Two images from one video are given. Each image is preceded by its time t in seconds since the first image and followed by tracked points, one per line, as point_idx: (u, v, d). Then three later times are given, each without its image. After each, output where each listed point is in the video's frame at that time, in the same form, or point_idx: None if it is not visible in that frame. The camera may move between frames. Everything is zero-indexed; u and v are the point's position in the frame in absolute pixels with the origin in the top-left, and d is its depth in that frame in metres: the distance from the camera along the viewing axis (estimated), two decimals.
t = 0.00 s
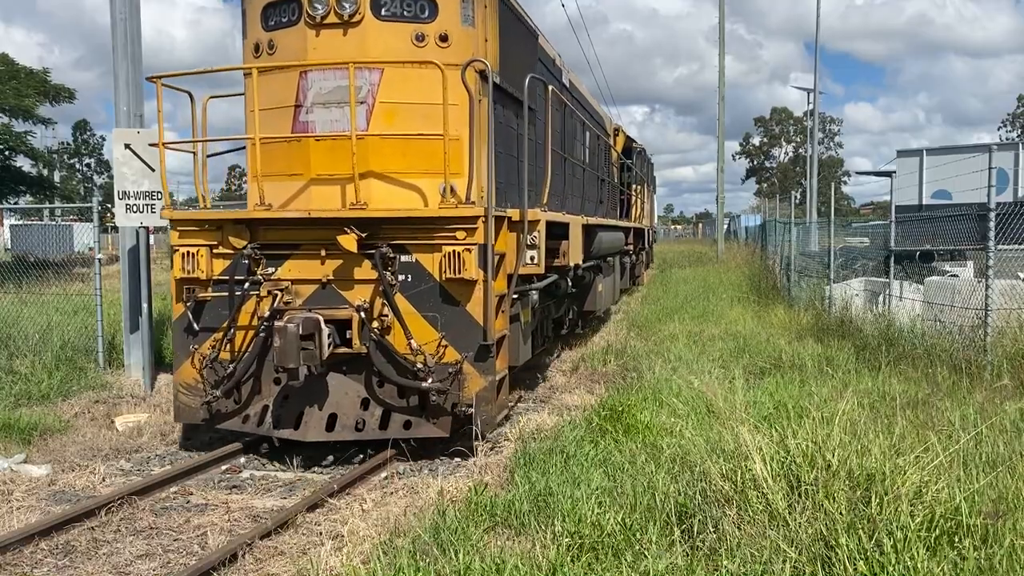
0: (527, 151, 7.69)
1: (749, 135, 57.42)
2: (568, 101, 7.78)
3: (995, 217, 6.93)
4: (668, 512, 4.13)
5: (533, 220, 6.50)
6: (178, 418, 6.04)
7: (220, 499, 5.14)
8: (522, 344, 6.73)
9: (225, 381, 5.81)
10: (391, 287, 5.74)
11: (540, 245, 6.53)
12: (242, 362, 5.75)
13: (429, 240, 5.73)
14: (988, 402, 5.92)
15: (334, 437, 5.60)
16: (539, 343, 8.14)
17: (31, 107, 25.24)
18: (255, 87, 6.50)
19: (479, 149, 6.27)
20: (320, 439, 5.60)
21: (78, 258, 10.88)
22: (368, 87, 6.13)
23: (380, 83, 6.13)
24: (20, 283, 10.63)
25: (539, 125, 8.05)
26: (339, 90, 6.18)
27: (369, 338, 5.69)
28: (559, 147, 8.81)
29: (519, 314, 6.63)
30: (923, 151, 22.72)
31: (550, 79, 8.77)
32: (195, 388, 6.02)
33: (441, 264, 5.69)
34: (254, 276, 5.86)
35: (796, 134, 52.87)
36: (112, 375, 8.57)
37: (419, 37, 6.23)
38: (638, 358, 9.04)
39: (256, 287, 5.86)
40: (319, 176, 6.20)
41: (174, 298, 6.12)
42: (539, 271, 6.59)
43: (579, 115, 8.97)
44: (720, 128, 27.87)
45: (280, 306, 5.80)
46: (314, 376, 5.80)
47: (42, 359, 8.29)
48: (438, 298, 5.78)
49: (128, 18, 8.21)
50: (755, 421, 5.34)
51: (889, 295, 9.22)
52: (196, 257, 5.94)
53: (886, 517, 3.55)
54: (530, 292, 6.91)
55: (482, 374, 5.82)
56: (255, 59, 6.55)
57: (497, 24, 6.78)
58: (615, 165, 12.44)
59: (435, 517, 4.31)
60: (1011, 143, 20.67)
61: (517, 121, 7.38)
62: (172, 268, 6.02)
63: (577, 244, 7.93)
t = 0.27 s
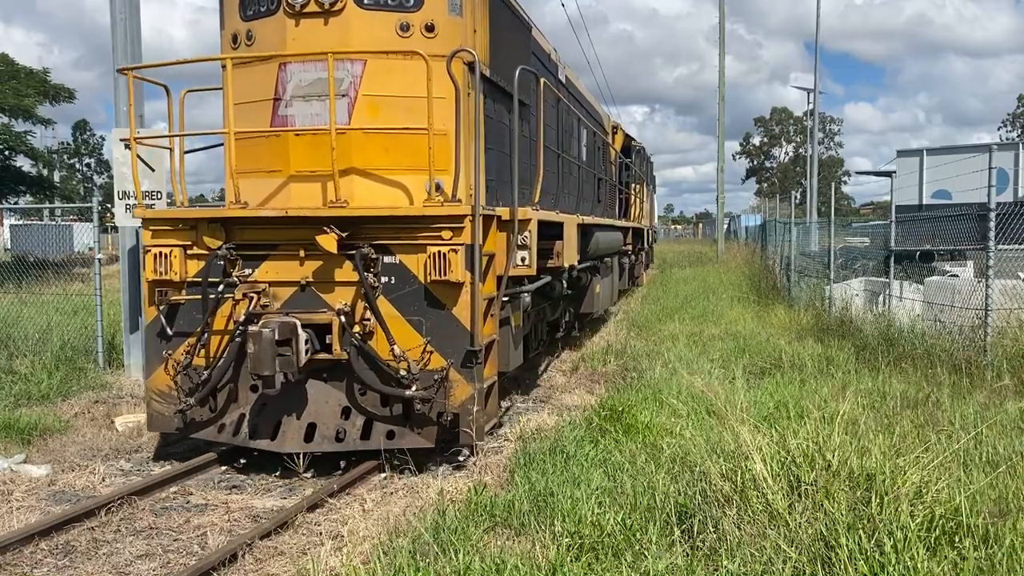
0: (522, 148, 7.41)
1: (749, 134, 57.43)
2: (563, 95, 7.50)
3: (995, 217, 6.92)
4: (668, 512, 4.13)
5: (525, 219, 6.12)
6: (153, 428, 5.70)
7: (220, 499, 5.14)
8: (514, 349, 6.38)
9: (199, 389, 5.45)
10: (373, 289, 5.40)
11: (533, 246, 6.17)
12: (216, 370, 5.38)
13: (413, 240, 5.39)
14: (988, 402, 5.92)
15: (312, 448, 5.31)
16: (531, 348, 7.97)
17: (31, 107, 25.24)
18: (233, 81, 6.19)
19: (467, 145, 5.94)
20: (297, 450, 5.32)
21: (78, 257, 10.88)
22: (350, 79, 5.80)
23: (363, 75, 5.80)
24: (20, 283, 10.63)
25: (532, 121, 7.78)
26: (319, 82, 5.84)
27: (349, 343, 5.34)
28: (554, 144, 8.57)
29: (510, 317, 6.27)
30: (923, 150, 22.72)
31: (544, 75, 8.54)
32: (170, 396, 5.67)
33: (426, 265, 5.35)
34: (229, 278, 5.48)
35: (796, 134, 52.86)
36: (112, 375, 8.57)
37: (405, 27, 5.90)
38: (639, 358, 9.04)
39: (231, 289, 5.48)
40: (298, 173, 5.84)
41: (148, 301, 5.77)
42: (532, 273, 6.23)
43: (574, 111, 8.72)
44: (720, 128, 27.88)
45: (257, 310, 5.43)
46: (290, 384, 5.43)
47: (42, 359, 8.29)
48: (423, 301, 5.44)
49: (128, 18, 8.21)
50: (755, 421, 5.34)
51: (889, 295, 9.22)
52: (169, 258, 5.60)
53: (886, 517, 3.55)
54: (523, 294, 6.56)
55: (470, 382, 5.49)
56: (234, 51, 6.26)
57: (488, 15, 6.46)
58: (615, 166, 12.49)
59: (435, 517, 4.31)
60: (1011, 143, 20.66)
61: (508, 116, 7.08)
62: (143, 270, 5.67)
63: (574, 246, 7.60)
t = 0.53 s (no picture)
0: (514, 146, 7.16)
1: (749, 134, 57.43)
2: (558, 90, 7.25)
3: (995, 217, 6.92)
4: (667, 512, 4.13)
5: (515, 218, 5.77)
6: (122, 439, 5.45)
7: (220, 499, 5.14)
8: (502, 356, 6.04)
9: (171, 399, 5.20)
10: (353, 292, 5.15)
11: (524, 247, 5.85)
12: (188, 378, 5.14)
13: (394, 240, 5.11)
14: (989, 402, 5.92)
15: (287, 460, 5.03)
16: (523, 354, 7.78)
17: (31, 107, 25.23)
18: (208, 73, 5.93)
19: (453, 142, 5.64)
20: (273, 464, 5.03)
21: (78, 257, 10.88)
22: (329, 70, 5.54)
23: (343, 67, 5.53)
24: (20, 283, 10.63)
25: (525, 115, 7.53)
26: (297, 75, 5.58)
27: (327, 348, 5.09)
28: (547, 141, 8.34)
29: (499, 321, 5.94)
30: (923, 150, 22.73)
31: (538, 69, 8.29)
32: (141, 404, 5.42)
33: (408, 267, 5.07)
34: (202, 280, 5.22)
35: (796, 134, 52.87)
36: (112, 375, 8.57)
37: (387, 15, 5.61)
38: (639, 358, 9.05)
39: (204, 292, 5.23)
40: (275, 170, 5.58)
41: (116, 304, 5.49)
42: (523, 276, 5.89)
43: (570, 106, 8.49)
44: (720, 127, 27.88)
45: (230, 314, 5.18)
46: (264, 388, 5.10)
47: (42, 359, 8.29)
48: (405, 305, 5.16)
49: (128, 17, 8.22)
50: (755, 421, 5.34)
51: (889, 295, 9.22)
52: (138, 259, 5.33)
53: (886, 517, 3.54)
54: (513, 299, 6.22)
55: (455, 391, 5.15)
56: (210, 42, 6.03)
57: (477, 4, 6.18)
58: (614, 166, 12.47)
59: (435, 517, 4.31)
60: (1011, 143, 20.65)
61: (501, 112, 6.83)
62: (111, 272, 5.39)
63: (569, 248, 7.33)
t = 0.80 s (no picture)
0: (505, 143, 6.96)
1: (749, 134, 57.43)
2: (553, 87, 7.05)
3: (995, 217, 6.92)
4: (668, 512, 4.13)
5: (502, 217, 5.55)
6: (88, 449, 5.25)
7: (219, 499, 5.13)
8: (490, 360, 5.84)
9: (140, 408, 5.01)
10: (330, 297, 4.96)
11: (514, 247, 5.58)
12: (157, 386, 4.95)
13: (375, 241, 4.92)
14: (989, 402, 5.92)
15: (260, 474, 4.79)
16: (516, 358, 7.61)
17: (31, 107, 25.23)
18: (181, 65, 5.71)
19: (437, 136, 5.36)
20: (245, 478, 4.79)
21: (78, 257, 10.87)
22: (305, 60, 5.31)
23: (320, 58, 5.29)
24: (20, 283, 10.63)
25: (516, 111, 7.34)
26: (272, 65, 5.34)
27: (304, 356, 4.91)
28: (540, 139, 8.15)
29: (486, 324, 5.73)
30: (923, 150, 22.73)
31: (532, 63, 8.05)
32: (109, 414, 5.22)
33: (389, 269, 4.88)
34: (170, 282, 5.03)
35: (796, 134, 52.87)
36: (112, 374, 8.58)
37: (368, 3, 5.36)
38: (639, 358, 9.05)
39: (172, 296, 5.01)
40: (249, 166, 5.34)
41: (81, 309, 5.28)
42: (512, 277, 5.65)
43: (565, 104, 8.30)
44: (720, 127, 27.88)
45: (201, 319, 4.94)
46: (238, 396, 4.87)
47: (42, 359, 8.29)
48: (386, 308, 4.98)
49: (128, 17, 8.21)
50: (755, 421, 5.34)
51: (889, 295, 9.21)
52: (104, 261, 5.13)
53: (886, 517, 3.54)
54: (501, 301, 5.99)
55: (439, 400, 5.00)
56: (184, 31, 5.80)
57: None
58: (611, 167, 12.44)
59: (435, 516, 4.31)
60: (1011, 143, 20.65)
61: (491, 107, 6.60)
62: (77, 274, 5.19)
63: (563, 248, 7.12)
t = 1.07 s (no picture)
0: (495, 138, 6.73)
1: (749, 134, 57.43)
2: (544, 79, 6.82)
3: (995, 217, 6.92)
4: (668, 513, 4.13)
5: (490, 216, 5.18)
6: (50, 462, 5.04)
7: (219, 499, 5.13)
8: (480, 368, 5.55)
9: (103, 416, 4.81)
10: (303, 302, 4.73)
11: (502, 249, 5.20)
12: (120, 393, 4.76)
13: (350, 240, 4.68)
14: (989, 402, 5.92)
15: (228, 489, 4.52)
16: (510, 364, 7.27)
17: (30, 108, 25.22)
18: (147, 55, 5.50)
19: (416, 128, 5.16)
20: (211, 494, 4.51)
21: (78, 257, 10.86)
22: (278, 48, 5.10)
23: (294, 47, 5.09)
24: (19, 283, 10.63)
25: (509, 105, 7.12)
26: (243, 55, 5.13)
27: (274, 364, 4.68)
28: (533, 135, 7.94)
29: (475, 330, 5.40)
30: (923, 150, 22.72)
31: (524, 56, 7.82)
32: (71, 424, 5.02)
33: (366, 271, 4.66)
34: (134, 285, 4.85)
35: (796, 134, 52.86)
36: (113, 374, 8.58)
37: None
38: (639, 358, 9.05)
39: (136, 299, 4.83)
40: (219, 161, 5.14)
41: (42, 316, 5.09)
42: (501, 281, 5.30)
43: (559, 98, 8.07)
44: (720, 127, 27.87)
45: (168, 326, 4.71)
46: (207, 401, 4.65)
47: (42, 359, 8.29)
48: (363, 312, 4.75)
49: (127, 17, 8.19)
50: (755, 421, 5.34)
51: (889, 295, 9.20)
52: (65, 262, 4.95)
53: (886, 517, 3.54)
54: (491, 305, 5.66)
55: (418, 411, 4.73)
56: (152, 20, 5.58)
57: None
58: (608, 163, 12.38)
59: (435, 516, 4.30)
60: (1011, 144, 20.63)
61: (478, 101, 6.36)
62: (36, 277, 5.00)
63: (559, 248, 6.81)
